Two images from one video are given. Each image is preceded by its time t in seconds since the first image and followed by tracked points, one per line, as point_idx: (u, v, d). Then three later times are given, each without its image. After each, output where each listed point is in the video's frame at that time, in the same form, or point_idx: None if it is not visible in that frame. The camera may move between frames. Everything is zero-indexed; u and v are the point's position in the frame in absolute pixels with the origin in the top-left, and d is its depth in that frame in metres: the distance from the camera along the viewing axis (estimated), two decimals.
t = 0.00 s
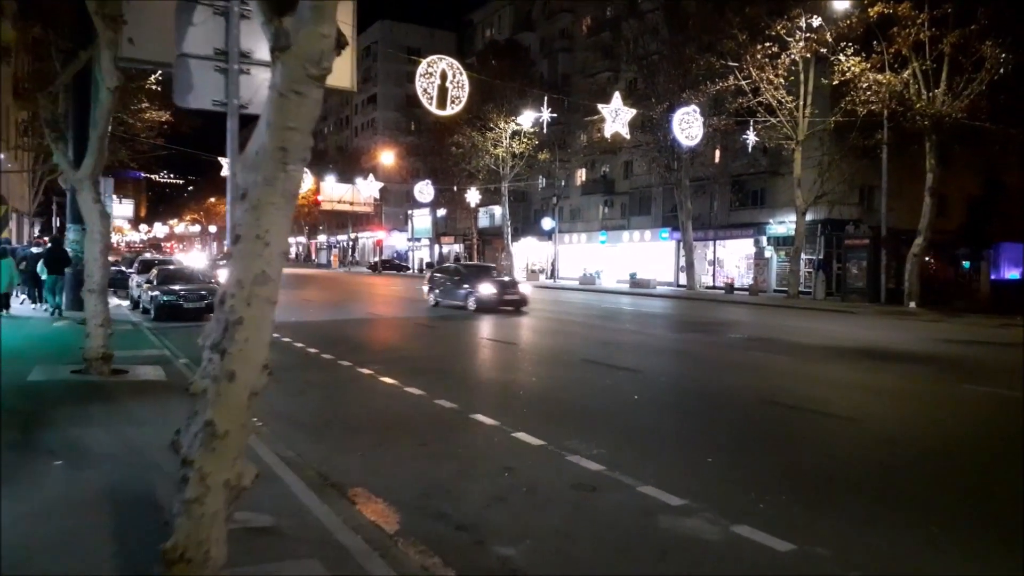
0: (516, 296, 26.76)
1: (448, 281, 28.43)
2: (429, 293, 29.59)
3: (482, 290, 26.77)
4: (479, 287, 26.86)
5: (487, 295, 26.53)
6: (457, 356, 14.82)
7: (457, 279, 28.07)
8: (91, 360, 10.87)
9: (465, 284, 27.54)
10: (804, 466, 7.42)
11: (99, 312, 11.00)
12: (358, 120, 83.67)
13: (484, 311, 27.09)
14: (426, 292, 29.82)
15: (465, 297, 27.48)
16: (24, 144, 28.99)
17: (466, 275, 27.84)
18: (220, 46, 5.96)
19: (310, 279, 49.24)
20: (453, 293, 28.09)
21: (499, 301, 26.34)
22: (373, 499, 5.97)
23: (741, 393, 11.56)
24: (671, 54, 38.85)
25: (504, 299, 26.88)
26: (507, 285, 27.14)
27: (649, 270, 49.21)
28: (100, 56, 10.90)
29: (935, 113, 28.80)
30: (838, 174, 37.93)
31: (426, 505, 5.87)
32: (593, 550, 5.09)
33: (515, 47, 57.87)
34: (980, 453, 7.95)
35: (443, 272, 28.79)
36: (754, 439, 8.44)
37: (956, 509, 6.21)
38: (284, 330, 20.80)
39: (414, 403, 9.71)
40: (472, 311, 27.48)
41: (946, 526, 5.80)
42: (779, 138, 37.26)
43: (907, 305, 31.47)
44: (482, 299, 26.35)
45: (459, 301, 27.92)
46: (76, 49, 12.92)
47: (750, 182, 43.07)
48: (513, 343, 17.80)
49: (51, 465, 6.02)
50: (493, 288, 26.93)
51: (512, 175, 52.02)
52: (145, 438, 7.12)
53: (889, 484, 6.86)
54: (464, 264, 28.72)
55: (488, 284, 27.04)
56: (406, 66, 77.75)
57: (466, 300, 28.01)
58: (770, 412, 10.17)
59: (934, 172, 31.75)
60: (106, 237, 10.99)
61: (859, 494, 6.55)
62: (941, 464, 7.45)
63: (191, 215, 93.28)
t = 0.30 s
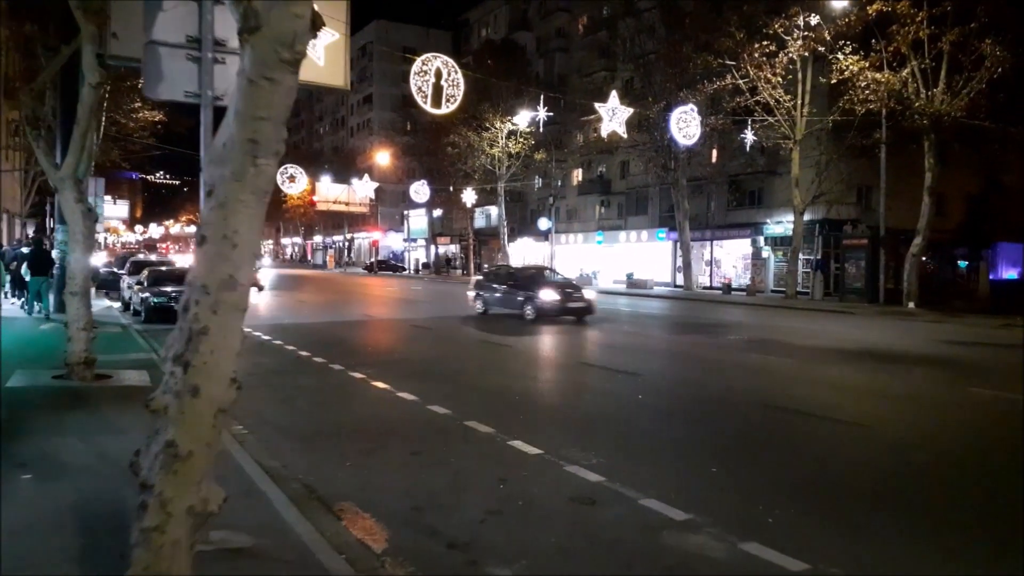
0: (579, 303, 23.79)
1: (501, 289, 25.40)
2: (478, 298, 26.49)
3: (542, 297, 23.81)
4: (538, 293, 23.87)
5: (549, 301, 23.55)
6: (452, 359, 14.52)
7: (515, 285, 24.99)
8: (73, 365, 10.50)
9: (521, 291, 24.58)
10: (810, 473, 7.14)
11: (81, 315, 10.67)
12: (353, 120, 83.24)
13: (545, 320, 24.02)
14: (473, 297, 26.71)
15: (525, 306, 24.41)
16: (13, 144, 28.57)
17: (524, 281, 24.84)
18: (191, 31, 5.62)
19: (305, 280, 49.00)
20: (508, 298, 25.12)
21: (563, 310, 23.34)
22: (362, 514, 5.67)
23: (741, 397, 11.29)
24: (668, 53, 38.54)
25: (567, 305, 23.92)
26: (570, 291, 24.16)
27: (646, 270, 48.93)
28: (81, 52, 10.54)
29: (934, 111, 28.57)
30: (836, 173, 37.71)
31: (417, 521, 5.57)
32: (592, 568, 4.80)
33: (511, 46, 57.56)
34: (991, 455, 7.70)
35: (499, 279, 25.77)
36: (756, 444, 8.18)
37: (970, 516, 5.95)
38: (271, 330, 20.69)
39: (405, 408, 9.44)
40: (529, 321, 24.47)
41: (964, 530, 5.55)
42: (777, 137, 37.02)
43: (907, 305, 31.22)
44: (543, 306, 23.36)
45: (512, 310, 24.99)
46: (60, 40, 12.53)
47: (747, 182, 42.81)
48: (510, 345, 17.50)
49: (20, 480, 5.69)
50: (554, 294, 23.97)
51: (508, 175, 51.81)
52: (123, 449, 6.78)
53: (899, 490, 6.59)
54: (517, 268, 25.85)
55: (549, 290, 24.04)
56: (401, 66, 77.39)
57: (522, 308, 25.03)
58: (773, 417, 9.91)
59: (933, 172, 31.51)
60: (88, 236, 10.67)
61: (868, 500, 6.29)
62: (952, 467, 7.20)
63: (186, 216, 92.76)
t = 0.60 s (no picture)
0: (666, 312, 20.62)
1: (566, 297, 22.24)
2: (533, 307, 23.43)
3: (625, 303, 20.56)
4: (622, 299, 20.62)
5: (635, 309, 20.31)
6: (444, 360, 14.18)
7: (585, 293, 21.86)
8: (51, 366, 10.10)
9: (599, 297, 21.28)
10: (816, 475, 6.87)
11: (62, 314, 10.36)
12: (346, 120, 82.77)
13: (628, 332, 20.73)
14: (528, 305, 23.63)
15: (600, 316, 21.30)
16: None
17: (594, 288, 21.70)
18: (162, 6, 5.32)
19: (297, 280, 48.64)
20: (576, 308, 22.00)
21: (645, 321, 20.29)
22: (348, 524, 5.34)
23: (741, 397, 11.00)
24: (663, 52, 38.25)
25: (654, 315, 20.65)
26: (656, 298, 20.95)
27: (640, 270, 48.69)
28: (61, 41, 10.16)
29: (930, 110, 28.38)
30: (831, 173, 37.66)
31: (407, 533, 5.21)
32: None
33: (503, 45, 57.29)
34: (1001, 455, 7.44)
35: (562, 285, 22.61)
36: (758, 446, 7.92)
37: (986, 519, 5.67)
38: (258, 329, 20.40)
39: (395, 409, 9.15)
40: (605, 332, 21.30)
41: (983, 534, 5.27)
42: (772, 135, 36.82)
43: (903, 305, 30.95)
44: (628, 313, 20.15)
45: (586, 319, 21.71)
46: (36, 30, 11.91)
47: (742, 181, 42.61)
48: (504, 345, 17.19)
49: None
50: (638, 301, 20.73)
51: (501, 175, 51.70)
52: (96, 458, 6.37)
53: (910, 492, 6.33)
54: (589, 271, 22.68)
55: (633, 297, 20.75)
56: (394, 65, 76.96)
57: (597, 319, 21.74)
58: (773, 416, 9.64)
59: (929, 171, 31.34)
60: (69, 232, 10.33)
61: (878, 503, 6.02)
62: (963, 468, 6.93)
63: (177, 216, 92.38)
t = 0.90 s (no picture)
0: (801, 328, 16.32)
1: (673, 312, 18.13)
2: (624, 323, 19.53)
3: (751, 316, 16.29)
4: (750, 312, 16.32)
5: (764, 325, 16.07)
6: (436, 363, 13.82)
7: (695, 303, 17.71)
8: (25, 371, 9.66)
9: (716, 309, 17.05)
10: (816, 484, 6.64)
11: (34, 317, 9.99)
12: (337, 118, 82.20)
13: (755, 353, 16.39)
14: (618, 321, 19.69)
15: (715, 333, 17.11)
16: None
17: (704, 298, 17.58)
18: None
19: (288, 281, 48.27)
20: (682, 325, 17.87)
21: (774, 336, 15.98)
22: (332, 544, 4.99)
23: (733, 401, 10.79)
24: (657, 49, 37.95)
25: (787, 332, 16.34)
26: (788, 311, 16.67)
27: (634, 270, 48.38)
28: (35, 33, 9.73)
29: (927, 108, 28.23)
30: (825, 173, 37.65)
31: (395, 553, 4.88)
32: None
33: (496, 43, 56.92)
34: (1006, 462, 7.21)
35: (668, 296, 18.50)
36: (755, 453, 7.68)
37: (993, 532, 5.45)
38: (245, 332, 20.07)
39: (382, 415, 8.84)
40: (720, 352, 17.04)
41: (993, 545, 5.06)
42: (767, 134, 36.64)
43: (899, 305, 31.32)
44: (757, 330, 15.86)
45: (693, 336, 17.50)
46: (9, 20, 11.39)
47: (736, 181, 42.40)
48: (497, 347, 16.85)
49: None
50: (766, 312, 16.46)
51: (494, 174, 51.47)
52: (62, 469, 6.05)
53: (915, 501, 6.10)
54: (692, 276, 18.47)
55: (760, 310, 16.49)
56: (386, 63, 76.42)
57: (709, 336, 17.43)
58: (769, 422, 9.37)
59: (926, 169, 31.14)
60: (42, 231, 10.02)
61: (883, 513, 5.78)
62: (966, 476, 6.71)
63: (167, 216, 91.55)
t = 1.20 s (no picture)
0: None
1: (834, 324, 12.81)
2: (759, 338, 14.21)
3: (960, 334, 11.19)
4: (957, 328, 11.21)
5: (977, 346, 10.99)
6: (429, 365, 13.53)
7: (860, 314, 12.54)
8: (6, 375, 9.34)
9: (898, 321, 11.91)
10: (818, 490, 6.38)
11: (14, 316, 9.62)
12: (336, 117, 81.82)
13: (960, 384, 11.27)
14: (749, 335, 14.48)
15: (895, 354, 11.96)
16: None
17: (880, 309, 12.23)
18: None
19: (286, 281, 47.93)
20: (846, 344, 12.64)
21: (999, 364, 10.85)
22: (318, 556, 4.71)
23: (730, 400, 10.59)
24: (656, 47, 37.68)
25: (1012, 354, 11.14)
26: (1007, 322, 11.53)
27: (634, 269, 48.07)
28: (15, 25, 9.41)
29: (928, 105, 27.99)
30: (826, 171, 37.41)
31: (387, 566, 4.58)
32: None
33: (494, 41, 56.60)
34: (1012, 469, 6.95)
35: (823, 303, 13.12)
36: (759, 457, 7.38)
37: (1002, 543, 5.21)
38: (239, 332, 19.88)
39: (376, 417, 8.61)
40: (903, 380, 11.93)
41: (999, 566, 4.83)
42: (767, 132, 36.38)
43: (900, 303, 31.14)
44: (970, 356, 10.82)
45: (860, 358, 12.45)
46: None
47: (736, 179, 42.13)
48: (495, 347, 16.53)
49: None
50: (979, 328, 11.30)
51: (492, 172, 51.28)
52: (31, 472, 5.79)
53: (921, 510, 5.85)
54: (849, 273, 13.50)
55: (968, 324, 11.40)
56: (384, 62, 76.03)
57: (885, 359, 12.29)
58: (769, 423, 9.09)
59: (928, 167, 30.86)
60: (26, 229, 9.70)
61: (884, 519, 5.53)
62: (973, 488, 6.44)
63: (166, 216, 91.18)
